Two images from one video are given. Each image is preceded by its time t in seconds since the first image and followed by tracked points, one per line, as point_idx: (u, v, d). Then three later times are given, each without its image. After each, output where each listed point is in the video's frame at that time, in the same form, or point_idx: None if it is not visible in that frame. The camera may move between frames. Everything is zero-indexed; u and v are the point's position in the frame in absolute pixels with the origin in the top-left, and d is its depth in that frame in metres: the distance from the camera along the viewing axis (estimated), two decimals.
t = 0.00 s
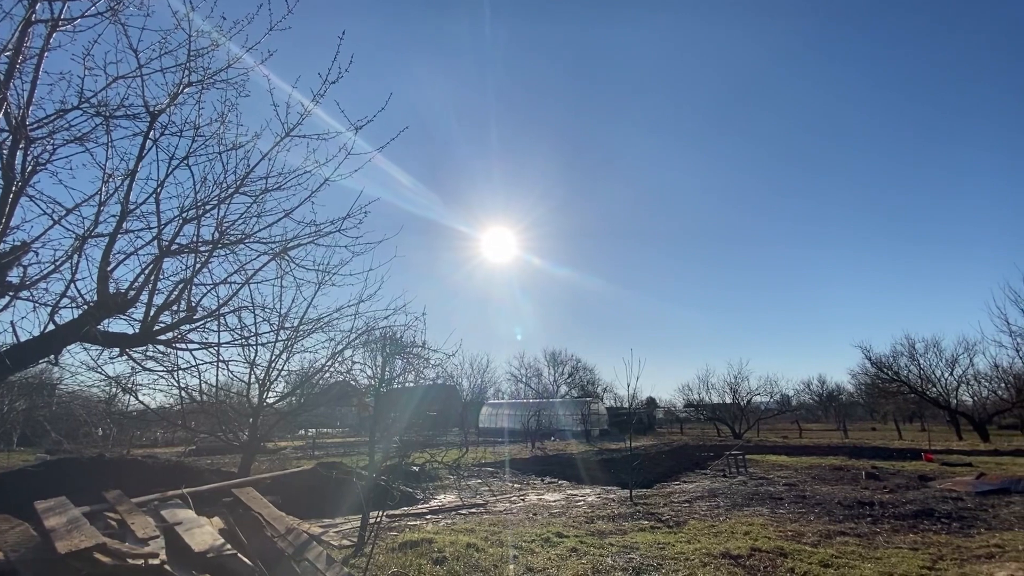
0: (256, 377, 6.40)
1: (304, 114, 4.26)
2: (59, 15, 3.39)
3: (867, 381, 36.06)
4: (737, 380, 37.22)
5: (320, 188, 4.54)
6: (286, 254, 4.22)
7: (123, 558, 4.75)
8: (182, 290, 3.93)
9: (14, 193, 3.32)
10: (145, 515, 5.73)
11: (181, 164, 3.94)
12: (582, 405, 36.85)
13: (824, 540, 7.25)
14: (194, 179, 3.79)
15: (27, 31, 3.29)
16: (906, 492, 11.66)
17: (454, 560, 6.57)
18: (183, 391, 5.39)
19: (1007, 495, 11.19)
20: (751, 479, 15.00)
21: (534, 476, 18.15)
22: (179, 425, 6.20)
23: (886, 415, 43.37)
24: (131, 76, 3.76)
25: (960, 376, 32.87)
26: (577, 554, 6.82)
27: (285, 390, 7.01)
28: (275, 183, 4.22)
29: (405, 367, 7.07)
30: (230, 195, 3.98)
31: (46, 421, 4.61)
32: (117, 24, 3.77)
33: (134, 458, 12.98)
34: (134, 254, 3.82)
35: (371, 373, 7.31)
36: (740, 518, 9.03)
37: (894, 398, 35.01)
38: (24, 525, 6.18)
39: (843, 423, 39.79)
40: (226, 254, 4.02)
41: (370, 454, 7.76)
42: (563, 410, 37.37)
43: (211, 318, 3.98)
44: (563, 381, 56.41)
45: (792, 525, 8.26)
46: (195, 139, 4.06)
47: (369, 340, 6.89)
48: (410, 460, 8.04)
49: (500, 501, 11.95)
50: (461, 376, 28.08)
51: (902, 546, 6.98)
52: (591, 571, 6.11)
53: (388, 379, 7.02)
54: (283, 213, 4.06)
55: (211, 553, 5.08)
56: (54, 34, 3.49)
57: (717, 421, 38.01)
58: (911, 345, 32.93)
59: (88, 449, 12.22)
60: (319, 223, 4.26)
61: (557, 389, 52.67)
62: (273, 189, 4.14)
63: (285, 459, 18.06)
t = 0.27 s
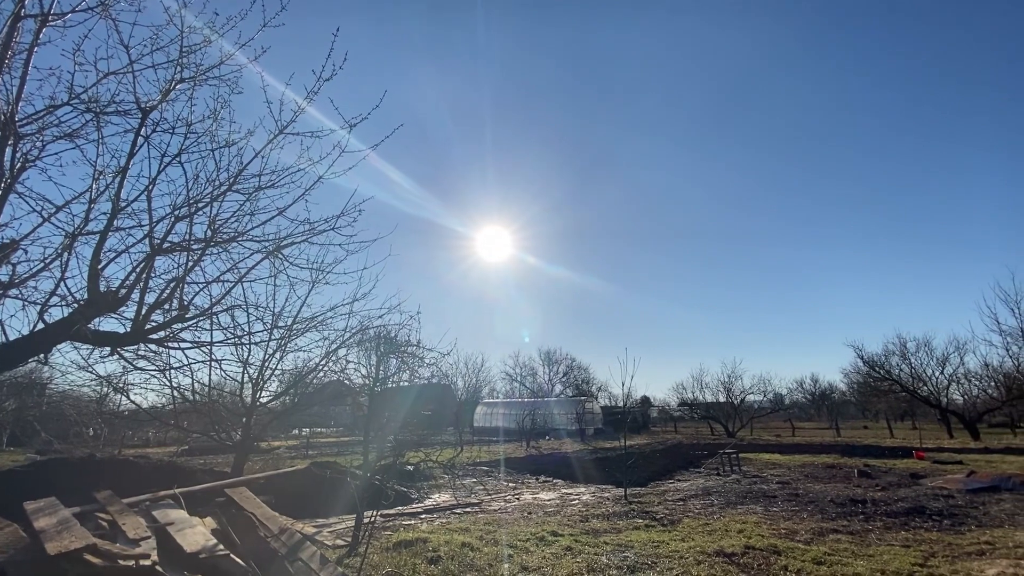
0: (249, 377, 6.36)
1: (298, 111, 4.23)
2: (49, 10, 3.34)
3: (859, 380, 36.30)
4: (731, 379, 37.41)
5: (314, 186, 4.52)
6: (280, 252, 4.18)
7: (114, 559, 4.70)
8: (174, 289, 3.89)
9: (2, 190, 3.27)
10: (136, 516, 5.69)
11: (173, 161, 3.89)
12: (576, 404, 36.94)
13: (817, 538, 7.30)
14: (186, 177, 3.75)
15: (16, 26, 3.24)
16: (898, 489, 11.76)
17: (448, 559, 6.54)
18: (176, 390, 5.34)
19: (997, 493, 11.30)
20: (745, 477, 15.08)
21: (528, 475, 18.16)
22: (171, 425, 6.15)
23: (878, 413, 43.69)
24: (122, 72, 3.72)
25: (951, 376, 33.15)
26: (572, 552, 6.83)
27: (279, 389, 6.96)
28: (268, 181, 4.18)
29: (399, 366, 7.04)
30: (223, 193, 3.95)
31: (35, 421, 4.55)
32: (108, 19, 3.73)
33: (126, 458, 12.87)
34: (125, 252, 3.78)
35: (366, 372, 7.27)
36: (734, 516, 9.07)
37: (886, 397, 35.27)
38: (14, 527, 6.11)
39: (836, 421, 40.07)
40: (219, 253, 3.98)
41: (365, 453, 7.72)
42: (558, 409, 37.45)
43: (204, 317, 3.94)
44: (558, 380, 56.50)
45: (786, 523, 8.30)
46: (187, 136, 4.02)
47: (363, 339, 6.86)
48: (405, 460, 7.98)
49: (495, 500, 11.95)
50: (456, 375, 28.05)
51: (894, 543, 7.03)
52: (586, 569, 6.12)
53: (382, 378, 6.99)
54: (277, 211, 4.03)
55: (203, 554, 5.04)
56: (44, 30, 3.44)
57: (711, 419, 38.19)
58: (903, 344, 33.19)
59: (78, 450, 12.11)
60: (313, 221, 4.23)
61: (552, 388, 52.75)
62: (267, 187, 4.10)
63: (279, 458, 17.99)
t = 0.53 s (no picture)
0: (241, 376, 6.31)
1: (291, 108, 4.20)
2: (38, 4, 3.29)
3: (850, 379, 36.59)
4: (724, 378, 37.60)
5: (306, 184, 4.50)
6: (273, 250, 4.15)
7: (104, 560, 4.66)
8: (165, 287, 3.85)
9: None
10: (126, 516, 5.63)
11: (164, 158, 3.85)
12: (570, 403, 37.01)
13: (809, 535, 7.35)
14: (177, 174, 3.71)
15: (3, 20, 3.19)
16: (888, 487, 11.87)
17: (442, 558, 6.53)
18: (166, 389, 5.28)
19: (985, 490, 11.43)
20: (737, 475, 15.16)
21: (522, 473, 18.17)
22: (162, 424, 6.09)
23: (868, 412, 44.08)
24: (112, 68, 3.67)
25: (940, 374, 33.50)
26: (566, 551, 6.83)
27: (271, 388, 6.91)
28: (260, 178, 4.15)
29: (393, 365, 7.02)
30: (214, 190, 3.91)
31: (23, 421, 4.49)
32: (98, 13, 3.68)
33: (115, 458, 12.74)
34: (115, 250, 3.74)
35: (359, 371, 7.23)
36: (726, 514, 9.11)
37: (876, 395, 35.59)
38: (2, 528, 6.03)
39: (827, 420, 40.39)
40: (210, 251, 3.94)
41: (358, 452, 7.68)
42: (552, 408, 37.51)
43: (195, 315, 3.90)
44: (552, 379, 56.57)
45: (778, 521, 8.35)
46: (179, 133, 3.98)
47: (357, 338, 6.83)
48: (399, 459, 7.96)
49: (489, 499, 11.93)
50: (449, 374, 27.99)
51: (885, 540, 7.09)
52: (580, 568, 6.11)
53: (376, 377, 6.96)
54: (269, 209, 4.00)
55: (194, 555, 4.99)
56: (32, 24, 3.39)
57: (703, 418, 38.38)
58: (893, 343, 33.50)
59: (67, 450, 11.97)
60: (306, 219, 4.20)
61: (545, 387, 52.81)
62: (259, 185, 4.07)
63: (271, 458, 17.88)
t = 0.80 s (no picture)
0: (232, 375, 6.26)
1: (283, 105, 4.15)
2: None
3: (841, 378, 36.91)
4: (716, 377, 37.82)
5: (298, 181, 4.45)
6: (264, 247, 4.10)
7: (91, 561, 4.60)
8: (155, 285, 3.79)
9: None
10: (115, 516, 5.57)
11: (154, 154, 3.79)
12: (564, 401, 37.10)
13: (800, 533, 7.40)
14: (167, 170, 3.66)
15: None
16: (878, 484, 11.99)
17: (435, 557, 6.51)
18: (156, 389, 5.22)
19: (973, 487, 11.56)
20: (729, 473, 15.24)
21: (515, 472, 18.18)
22: (152, 424, 6.02)
23: (858, 410, 44.49)
24: (100, 62, 3.60)
25: (929, 373, 33.87)
26: (559, 549, 6.83)
27: (263, 387, 6.85)
28: (252, 175, 4.10)
29: (386, 364, 6.98)
30: (205, 186, 3.86)
31: (11, 421, 4.42)
32: (85, 6, 3.61)
33: (104, 458, 12.61)
34: (103, 247, 3.68)
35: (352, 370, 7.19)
36: (718, 512, 9.16)
37: (866, 394, 35.93)
38: None
39: (818, 418, 40.73)
40: (200, 248, 3.89)
41: (350, 451, 7.65)
42: (546, 406, 37.59)
43: (185, 313, 3.85)
44: (546, 378, 56.66)
45: (769, 519, 8.41)
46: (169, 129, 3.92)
47: (350, 337, 6.79)
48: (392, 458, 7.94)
49: (482, 498, 11.92)
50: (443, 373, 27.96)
51: (875, 537, 7.16)
52: (572, 566, 6.11)
53: (369, 376, 6.92)
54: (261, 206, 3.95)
55: (184, 555, 4.94)
56: (19, 17, 3.33)
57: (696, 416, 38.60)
58: (883, 342, 33.82)
59: (55, 450, 11.84)
60: (298, 216, 4.15)
61: (539, 386, 52.91)
62: (250, 181, 4.02)
63: (263, 457, 17.78)
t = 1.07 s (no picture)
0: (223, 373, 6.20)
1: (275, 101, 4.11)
2: None
3: (832, 377, 37.24)
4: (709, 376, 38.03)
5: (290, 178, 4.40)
6: (256, 245, 4.06)
7: (78, 561, 4.54)
8: (144, 282, 3.74)
9: None
10: (103, 516, 5.49)
11: (144, 150, 3.74)
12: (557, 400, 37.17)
13: (791, 530, 7.45)
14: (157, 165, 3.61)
15: None
16: (868, 482, 12.11)
17: (428, 556, 6.48)
18: (147, 387, 5.16)
19: (961, 485, 11.71)
20: (722, 471, 15.33)
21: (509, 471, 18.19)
22: (142, 423, 5.95)
23: (849, 409, 44.93)
24: (88, 56, 3.54)
25: (918, 372, 34.24)
26: (552, 548, 6.84)
27: (254, 386, 6.79)
28: (244, 171, 4.05)
29: (379, 363, 6.95)
30: (196, 182, 3.81)
31: None
32: None
33: (93, 458, 12.48)
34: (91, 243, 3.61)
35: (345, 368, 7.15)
36: (711, 509, 9.21)
37: (856, 393, 36.27)
38: None
39: (809, 417, 41.09)
40: (191, 245, 3.84)
41: (343, 450, 7.61)
42: (540, 405, 37.64)
43: (176, 311, 3.80)
44: (539, 377, 56.74)
45: (761, 516, 8.46)
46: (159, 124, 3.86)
47: (343, 335, 6.75)
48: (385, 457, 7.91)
49: (476, 497, 11.92)
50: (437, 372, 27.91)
51: (865, 535, 7.22)
52: (565, 564, 6.12)
53: (362, 374, 6.89)
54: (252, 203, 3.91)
55: (173, 555, 4.88)
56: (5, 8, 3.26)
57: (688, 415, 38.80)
58: (873, 341, 34.17)
59: (42, 449, 11.70)
60: (290, 214, 4.11)
61: (532, 384, 52.98)
62: (242, 178, 3.97)
63: (255, 456, 17.67)
